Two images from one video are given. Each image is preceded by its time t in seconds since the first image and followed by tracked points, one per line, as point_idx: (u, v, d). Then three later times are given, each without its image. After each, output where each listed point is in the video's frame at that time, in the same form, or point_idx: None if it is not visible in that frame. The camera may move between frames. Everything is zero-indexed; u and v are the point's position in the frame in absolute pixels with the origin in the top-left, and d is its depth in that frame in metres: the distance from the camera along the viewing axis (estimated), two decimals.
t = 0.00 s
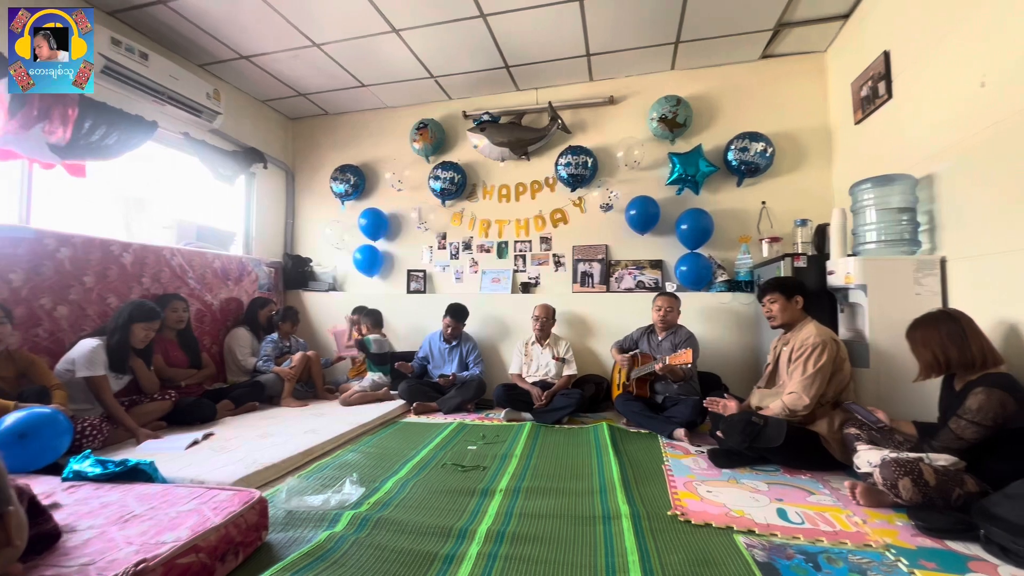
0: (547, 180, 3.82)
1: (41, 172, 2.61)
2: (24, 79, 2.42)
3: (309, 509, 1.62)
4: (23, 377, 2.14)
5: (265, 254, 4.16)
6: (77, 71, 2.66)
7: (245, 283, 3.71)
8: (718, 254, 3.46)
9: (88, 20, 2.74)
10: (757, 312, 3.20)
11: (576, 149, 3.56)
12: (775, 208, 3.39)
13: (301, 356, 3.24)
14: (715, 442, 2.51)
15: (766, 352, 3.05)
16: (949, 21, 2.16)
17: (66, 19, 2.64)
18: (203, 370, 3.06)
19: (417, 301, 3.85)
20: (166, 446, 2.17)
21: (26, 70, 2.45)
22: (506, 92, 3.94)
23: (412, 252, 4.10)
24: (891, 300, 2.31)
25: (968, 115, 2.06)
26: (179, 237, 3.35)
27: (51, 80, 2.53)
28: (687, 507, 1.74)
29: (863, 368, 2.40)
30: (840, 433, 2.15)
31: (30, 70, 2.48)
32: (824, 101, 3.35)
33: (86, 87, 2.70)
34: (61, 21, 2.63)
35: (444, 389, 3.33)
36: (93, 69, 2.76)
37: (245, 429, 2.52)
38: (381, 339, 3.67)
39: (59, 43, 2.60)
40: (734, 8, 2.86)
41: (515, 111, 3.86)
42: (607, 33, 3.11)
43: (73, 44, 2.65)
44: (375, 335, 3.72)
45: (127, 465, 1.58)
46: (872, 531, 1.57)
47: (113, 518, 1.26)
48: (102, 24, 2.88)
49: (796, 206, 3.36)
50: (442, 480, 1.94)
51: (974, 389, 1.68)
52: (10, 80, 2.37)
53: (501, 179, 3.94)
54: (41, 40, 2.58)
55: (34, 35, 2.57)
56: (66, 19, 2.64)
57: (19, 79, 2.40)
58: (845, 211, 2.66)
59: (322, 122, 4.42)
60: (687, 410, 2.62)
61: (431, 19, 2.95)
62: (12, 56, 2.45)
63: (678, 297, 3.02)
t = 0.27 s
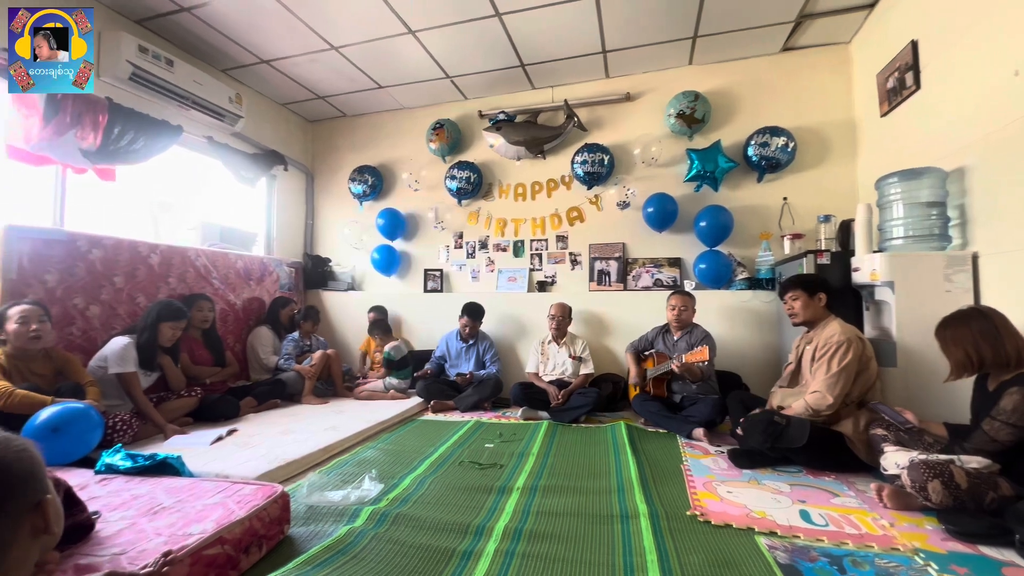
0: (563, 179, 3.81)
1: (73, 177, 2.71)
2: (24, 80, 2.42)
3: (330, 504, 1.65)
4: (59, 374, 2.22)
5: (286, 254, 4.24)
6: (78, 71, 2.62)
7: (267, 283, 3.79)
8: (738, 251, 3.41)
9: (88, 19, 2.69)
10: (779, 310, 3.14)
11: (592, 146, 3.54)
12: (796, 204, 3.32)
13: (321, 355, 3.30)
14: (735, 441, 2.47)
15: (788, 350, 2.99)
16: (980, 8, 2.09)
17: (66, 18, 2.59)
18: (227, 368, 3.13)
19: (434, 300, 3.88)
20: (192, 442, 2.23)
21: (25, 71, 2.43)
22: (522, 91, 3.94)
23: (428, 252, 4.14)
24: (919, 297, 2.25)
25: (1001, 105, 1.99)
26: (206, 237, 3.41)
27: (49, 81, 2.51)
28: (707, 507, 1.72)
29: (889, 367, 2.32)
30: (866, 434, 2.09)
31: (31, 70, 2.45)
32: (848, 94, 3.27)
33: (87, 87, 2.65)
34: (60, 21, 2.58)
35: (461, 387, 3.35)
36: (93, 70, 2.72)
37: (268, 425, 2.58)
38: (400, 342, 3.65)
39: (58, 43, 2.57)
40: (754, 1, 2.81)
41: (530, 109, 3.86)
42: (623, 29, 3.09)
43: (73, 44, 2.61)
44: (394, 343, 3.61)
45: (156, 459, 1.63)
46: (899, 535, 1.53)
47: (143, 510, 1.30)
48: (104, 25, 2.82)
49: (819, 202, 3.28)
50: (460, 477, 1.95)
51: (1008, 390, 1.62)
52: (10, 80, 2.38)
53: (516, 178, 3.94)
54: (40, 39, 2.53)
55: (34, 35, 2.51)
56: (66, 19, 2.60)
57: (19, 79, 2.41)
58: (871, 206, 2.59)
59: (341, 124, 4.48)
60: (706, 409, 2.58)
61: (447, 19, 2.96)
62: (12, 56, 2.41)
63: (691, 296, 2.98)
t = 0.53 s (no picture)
0: (580, 177, 3.79)
1: (102, 180, 2.80)
2: (24, 80, 2.43)
3: (350, 500, 1.68)
4: (94, 371, 2.31)
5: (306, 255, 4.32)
6: (77, 71, 2.59)
7: (288, 284, 3.86)
8: (759, 248, 3.35)
9: (89, 20, 2.69)
10: (802, 309, 3.08)
11: (608, 144, 3.52)
12: (820, 200, 3.25)
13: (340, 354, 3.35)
14: (757, 443, 2.43)
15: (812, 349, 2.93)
16: None
17: (67, 19, 2.58)
18: (252, 366, 3.20)
19: (452, 300, 3.91)
20: (217, 438, 2.29)
21: (25, 71, 2.42)
22: (538, 90, 3.93)
23: (446, 252, 4.16)
24: (949, 295, 2.18)
25: None
26: (230, 239, 3.49)
27: (51, 82, 2.49)
28: (728, 509, 1.69)
29: (920, 367, 2.25)
30: (895, 436, 2.04)
31: (31, 70, 2.44)
32: (873, 87, 3.19)
33: (87, 88, 2.62)
34: (61, 22, 2.57)
35: (478, 386, 3.37)
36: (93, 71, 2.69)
37: (290, 422, 2.63)
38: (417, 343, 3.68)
39: (58, 44, 2.54)
40: None
41: (546, 108, 3.85)
42: (639, 26, 3.06)
43: (73, 45, 2.59)
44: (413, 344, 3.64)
45: (183, 454, 1.68)
46: (929, 540, 1.49)
47: (171, 503, 1.34)
48: (104, 25, 2.79)
49: (843, 197, 3.20)
50: (478, 475, 1.96)
51: None
52: (10, 80, 2.38)
53: (533, 178, 3.94)
54: (41, 40, 2.51)
55: (34, 35, 2.50)
56: (66, 19, 2.59)
57: (19, 79, 2.41)
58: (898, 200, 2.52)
59: (359, 126, 4.54)
60: (727, 409, 2.55)
61: (462, 20, 2.98)
62: (12, 56, 2.39)
63: (712, 295, 2.94)
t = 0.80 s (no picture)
0: (598, 176, 3.77)
1: (132, 185, 2.89)
2: (24, 80, 2.42)
3: (371, 497, 1.70)
4: (128, 369, 2.39)
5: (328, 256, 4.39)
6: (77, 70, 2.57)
7: (310, 284, 3.93)
8: (782, 246, 3.28)
9: (91, 20, 2.66)
10: (829, 308, 3.00)
11: (627, 142, 3.49)
12: (846, 196, 3.16)
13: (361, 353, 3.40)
14: (782, 444, 2.38)
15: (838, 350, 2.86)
16: None
17: (68, 19, 2.56)
18: (277, 365, 3.27)
19: (470, 300, 3.93)
20: (242, 434, 2.35)
21: (26, 71, 2.41)
22: (555, 88, 3.92)
23: (464, 252, 4.19)
24: (984, 293, 2.10)
25: None
26: (254, 241, 3.57)
27: (50, 81, 2.48)
28: (751, 512, 1.66)
29: (953, 368, 2.18)
30: (928, 439, 1.98)
31: (31, 71, 2.43)
32: (902, 78, 3.09)
33: (87, 87, 2.56)
34: (62, 21, 2.55)
35: (497, 386, 3.38)
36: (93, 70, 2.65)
37: (313, 420, 2.69)
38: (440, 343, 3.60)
39: (58, 43, 2.52)
40: None
41: (564, 107, 3.84)
42: (658, 22, 3.02)
43: (73, 45, 2.58)
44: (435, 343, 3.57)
45: (211, 450, 1.74)
46: (964, 547, 1.44)
47: (200, 497, 1.38)
48: (104, 26, 2.73)
49: (871, 193, 3.12)
50: (497, 474, 1.97)
51: None
52: (10, 80, 2.38)
53: (551, 177, 3.93)
54: (42, 40, 2.50)
55: (34, 35, 2.48)
56: (66, 19, 2.57)
57: (19, 79, 2.40)
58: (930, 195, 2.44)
59: (378, 128, 4.59)
60: (750, 412, 2.50)
61: (479, 20, 2.99)
62: (12, 56, 2.39)
63: (743, 295, 2.89)
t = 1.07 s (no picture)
0: (615, 175, 3.75)
1: (160, 189, 2.97)
2: (24, 80, 2.39)
3: (390, 495, 1.73)
4: (155, 368, 2.46)
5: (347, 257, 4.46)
6: (77, 70, 2.54)
7: (330, 285, 3.99)
8: (805, 244, 3.21)
9: (91, 20, 2.61)
10: (855, 308, 2.93)
11: (644, 140, 3.46)
12: (872, 192, 3.08)
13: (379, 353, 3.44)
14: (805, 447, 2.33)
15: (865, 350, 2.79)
16: None
17: (66, 19, 2.52)
18: (300, 365, 3.33)
19: (487, 300, 3.94)
20: (265, 432, 2.40)
21: (25, 71, 2.38)
22: (572, 87, 3.90)
23: (481, 252, 4.20)
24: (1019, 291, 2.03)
25: None
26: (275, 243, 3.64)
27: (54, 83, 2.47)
28: (773, 515, 1.64)
29: (986, 369, 2.11)
30: (959, 443, 1.92)
31: (31, 71, 2.41)
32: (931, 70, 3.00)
33: (88, 88, 2.56)
34: (63, 22, 2.51)
35: (514, 385, 3.39)
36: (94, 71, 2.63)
37: (333, 418, 2.73)
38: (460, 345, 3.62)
39: (59, 44, 2.50)
40: None
41: (581, 106, 3.82)
42: (675, 17, 2.99)
43: (74, 47, 2.55)
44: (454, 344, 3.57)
45: (236, 446, 1.78)
46: (999, 555, 1.39)
47: (226, 493, 1.41)
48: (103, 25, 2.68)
49: (898, 189, 3.03)
50: (514, 474, 1.98)
51: None
52: (10, 80, 2.35)
53: (567, 176, 3.92)
54: (41, 40, 2.46)
55: (34, 36, 2.45)
56: (66, 19, 2.52)
57: (19, 79, 2.38)
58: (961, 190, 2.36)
59: (396, 130, 4.64)
60: (773, 414, 2.45)
61: (494, 21, 3.00)
62: (11, 56, 2.36)
63: (776, 296, 2.82)
